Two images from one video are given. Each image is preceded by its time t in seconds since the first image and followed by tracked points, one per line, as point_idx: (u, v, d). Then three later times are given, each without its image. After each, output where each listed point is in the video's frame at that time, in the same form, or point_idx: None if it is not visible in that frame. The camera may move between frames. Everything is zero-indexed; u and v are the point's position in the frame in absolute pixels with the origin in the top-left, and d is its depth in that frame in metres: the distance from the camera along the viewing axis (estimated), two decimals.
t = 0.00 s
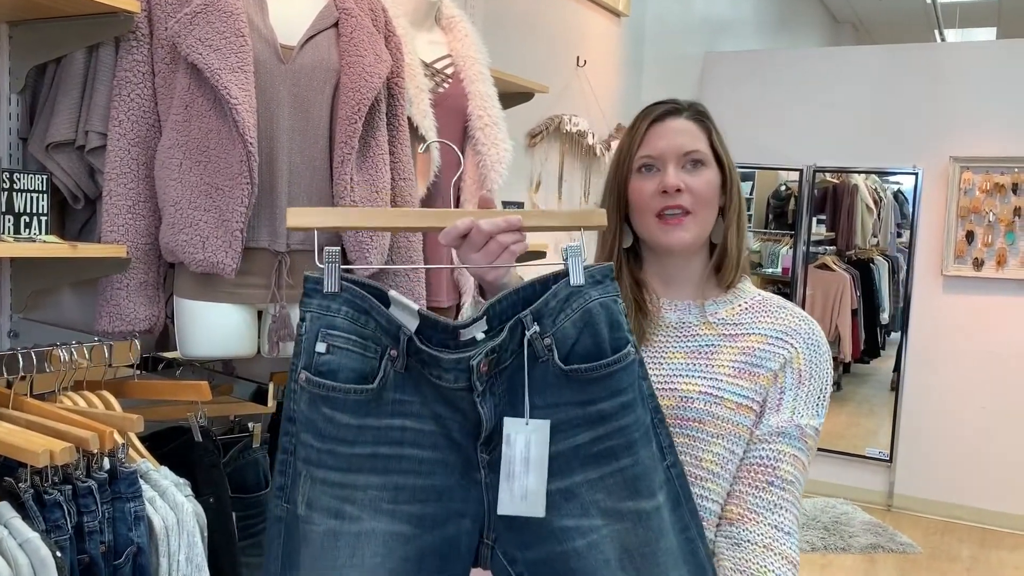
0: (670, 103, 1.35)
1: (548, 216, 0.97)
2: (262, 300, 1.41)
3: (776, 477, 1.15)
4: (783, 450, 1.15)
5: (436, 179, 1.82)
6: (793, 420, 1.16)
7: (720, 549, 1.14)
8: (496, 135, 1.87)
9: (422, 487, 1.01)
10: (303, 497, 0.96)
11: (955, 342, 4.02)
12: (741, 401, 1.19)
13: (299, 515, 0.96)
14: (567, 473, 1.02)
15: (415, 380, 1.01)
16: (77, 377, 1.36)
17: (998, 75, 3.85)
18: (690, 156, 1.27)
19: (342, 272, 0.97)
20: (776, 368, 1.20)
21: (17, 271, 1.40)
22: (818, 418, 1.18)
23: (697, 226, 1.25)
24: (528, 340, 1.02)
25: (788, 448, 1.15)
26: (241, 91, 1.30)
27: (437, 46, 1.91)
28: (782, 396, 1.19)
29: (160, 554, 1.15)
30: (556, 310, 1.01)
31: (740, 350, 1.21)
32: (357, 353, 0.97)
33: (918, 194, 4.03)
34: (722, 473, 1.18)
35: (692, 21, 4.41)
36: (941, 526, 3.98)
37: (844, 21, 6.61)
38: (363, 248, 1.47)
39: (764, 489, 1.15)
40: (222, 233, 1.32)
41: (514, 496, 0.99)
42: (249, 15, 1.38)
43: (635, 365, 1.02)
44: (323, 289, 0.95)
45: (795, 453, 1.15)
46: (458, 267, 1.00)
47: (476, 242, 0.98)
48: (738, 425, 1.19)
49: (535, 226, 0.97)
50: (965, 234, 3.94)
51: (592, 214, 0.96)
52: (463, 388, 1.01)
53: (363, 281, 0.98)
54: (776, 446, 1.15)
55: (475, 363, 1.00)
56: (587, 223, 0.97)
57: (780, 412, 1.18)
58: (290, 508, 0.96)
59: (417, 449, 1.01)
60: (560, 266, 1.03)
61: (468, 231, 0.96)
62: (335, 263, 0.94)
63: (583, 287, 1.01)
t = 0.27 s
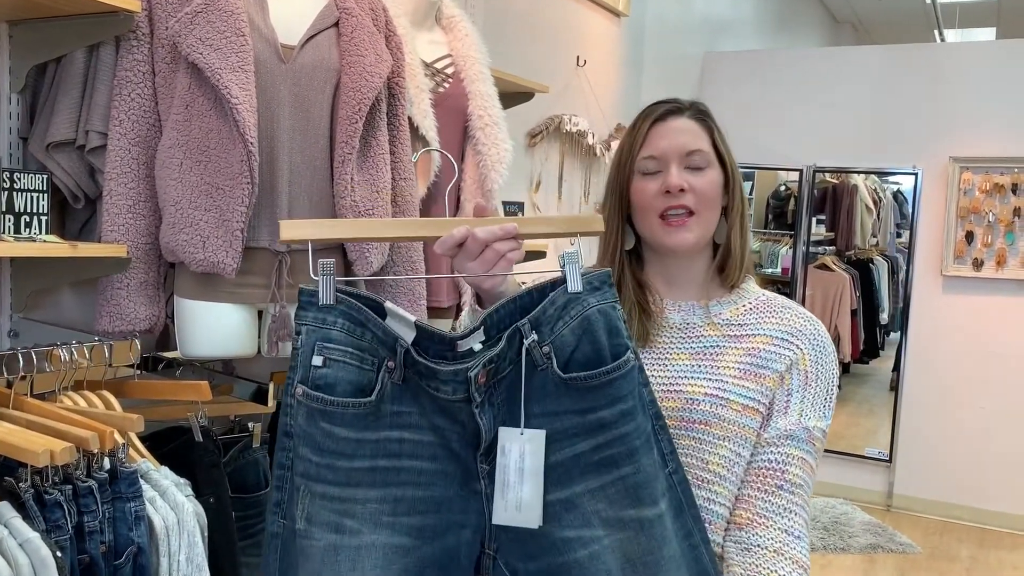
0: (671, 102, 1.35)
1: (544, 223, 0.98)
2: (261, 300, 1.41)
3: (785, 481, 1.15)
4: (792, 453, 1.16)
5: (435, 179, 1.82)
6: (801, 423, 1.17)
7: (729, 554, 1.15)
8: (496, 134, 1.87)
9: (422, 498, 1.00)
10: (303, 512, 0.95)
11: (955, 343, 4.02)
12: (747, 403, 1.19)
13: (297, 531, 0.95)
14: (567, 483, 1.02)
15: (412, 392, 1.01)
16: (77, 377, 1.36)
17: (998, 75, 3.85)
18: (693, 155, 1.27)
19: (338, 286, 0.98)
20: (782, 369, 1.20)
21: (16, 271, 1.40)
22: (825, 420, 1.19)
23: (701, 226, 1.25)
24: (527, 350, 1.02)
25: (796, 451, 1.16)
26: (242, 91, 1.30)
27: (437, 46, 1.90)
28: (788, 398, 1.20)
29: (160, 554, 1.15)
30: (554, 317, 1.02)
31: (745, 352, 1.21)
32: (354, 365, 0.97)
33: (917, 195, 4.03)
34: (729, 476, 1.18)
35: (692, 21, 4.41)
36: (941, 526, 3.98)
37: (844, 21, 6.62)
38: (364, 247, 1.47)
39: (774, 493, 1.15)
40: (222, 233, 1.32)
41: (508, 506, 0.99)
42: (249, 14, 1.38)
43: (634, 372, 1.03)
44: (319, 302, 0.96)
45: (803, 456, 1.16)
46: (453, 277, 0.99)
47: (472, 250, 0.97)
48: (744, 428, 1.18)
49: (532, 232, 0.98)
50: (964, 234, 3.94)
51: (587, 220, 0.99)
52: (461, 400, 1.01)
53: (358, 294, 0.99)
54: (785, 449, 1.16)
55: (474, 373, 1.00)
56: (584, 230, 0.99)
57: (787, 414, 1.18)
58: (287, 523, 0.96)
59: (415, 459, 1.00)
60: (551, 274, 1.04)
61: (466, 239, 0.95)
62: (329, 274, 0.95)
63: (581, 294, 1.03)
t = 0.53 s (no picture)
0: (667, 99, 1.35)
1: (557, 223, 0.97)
2: (260, 300, 1.41)
3: (786, 485, 1.15)
4: (792, 457, 1.15)
5: (435, 178, 1.82)
6: (802, 426, 1.16)
7: (731, 557, 1.15)
8: (496, 134, 1.87)
9: (429, 494, 0.99)
10: (309, 506, 0.94)
11: (954, 342, 4.02)
12: (748, 405, 1.18)
13: (303, 523, 0.94)
14: (574, 482, 1.03)
15: (422, 389, 1.00)
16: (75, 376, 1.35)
17: (998, 75, 3.85)
18: (689, 151, 1.27)
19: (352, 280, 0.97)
20: (782, 371, 1.20)
21: (14, 271, 1.40)
22: (825, 422, 1.19)
23: (698, 219, 1.25)
24: (536, 349, 1.03)
25: (797, 454, 1.15)
26: (240, 89, 1.29)
27: (437, 45, 1.89)
28: (789, 401, 1.19)
29: (158, 555, 1.14)
30: (565, 318, 1.03)
31: (745, 353, 1.21)
32: (364, 361, 0.96)
33: (916, 194, 4.03)
34: (730, 478, 1.17)
35: (691, 20, 4.40)
36: (940, 526, 3.98)
37: (843, 21, 6.62)
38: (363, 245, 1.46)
39: (775, 497, 1.15)
40: (220, 232, 1.32)
41: (515, 504, 1.00)
42: (248, 13, 1.37)
43: (643, 374, 1.04)
44: (332, 297, 0.95)
45: (804, 460, 1.16)
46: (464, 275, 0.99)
47: (484, 249, 0.97)
48: (745, 430, 1.18)
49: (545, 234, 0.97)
50: (963, 233, 3.94)
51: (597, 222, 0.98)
52: (473, 397, 1.01)
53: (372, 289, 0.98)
54: (786, 453, 1.15)
55: (486, 372, 1.00)
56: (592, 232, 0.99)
57: (788, 417, 1.18)
58: (291, 515, 0.95)
59: (422, 457, 0.99)
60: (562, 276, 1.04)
61: (478, 238, 0.95)
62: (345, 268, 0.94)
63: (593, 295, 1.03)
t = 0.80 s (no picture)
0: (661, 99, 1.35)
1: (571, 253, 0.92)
2: (256, 299, 1.40)
3: (781, 481, 1.14)
4: (787, 455, 1.16)
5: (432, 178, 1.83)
6: (796, 425, 1.18)
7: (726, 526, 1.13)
8: (492, 133, 1.87)
9: (423, 511, 1.00)
10: (310, 523, 0.97)
11: (950, 341, 4.03)
12: (742, 404, 1.18)
13: (305, 539, 0.97)
14: (559, 510, 0.98)
15: (421, 410, 1.00)
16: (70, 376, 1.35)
17: (994, 74, 3.85)
18: (683, 152, 1.27)
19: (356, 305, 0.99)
20: (776, 371, 1.20)
21: (9, 271, 1.39)
22: (817, 421, 1.20)
23: (692, 221, 1.25)
24: (535, 380, 0.98)
25: (792, 453, 1.16)
26: (236, 88, 1.29)
27: (433, 44, 1.89)
28: (782, 401, 1.20)
29: (154, 554, 1.15)
30: (568, 348, 0.97)
31: (739, 352, 1.21)
32: (365, 384, 0.97)
33: (913, 193, 4.03)
34: (724, 477, 1.17)
35: (689, 19, 4.40)
36: (936, 525, 3.98)
37: (840, 20, 6.63)
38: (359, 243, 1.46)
39: (769, 489, 1.13)
40: (216, 231, 1.31)
41: (506, 525, 0.95)
42: (244, 12, 1.37)
43: (641, 416, 0.98)
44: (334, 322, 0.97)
45: (799, 457, 1.16)
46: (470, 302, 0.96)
47: (491, 276, 0.93)
48: (739, 429, 1.18)
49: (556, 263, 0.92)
50: (960, 233, 3.95)
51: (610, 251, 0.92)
52: (467, 430, 0.99)
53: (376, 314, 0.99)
54: (781, 451, 1.16)
55: (480, 410, 0.98)
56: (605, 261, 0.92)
57: (782, 416, 1.19)
58: (297, 529, 0.99)
59: (418, 475, 1.00)
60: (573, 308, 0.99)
61: (484, 265, 0.91)
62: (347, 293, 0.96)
63: (597, 327, 0.97)
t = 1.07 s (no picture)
0: (650, 97, 1.35)
1: (597, 260, 0.93)
2: (252, 298, 1.40)
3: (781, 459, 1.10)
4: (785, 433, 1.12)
5: (428, 176, 1.83)
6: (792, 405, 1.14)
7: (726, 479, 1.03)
8: (488, 131, 1.87)
9: (416, 484, 1.01)
10: (309, 485, 0.95)
11: (946, 340, 4.03)
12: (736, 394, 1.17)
13: (302, 501, 0.95)
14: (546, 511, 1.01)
15: (424, 388, 0.99)
16: (66, 377, 1.34)
17: (990, 73, 3.86)
18: (671, 151, 1.26)
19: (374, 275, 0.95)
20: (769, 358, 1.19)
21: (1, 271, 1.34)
22: (813, 402, 1.17)
23: (680, 222, 1.24)
24: (539, 379, 0.99)
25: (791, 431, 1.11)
26: (231, 87, 1.29)
27: (429, 42, 1.88)
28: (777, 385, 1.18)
29: (150, 554, 1.14)
30: (576, 354, 0.98)
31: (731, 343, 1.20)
32: (374, 357, 0.95)
33: (909, 192, 4.04)
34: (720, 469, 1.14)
35: (685, 18, 4.40)
36: (932, 523, 4.00)
37: (836, 19, 6.65)
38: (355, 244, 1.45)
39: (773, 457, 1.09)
40: (212, 231, 1.31)
41: (530, 535, 0.99)
42: (240, 11, 1.37)
43: (637, 433, 0.99)
44: (351, 293, 0.93)
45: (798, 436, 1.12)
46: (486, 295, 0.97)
47: (509, 271, 0.94)
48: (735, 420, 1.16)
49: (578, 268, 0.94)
50: (956, 231, 3.96)
51: (636, 263, 0.93)
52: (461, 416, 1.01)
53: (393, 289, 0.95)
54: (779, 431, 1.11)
55: (475, 403, 1.00)
56: (632, 273, 0.93)
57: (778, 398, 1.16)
58: (296, 490, 0.95)
59: (417, 448, 1.00)
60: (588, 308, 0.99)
61: (505, 259, 0.93)
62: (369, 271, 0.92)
63: (609, 338, 0.98)
